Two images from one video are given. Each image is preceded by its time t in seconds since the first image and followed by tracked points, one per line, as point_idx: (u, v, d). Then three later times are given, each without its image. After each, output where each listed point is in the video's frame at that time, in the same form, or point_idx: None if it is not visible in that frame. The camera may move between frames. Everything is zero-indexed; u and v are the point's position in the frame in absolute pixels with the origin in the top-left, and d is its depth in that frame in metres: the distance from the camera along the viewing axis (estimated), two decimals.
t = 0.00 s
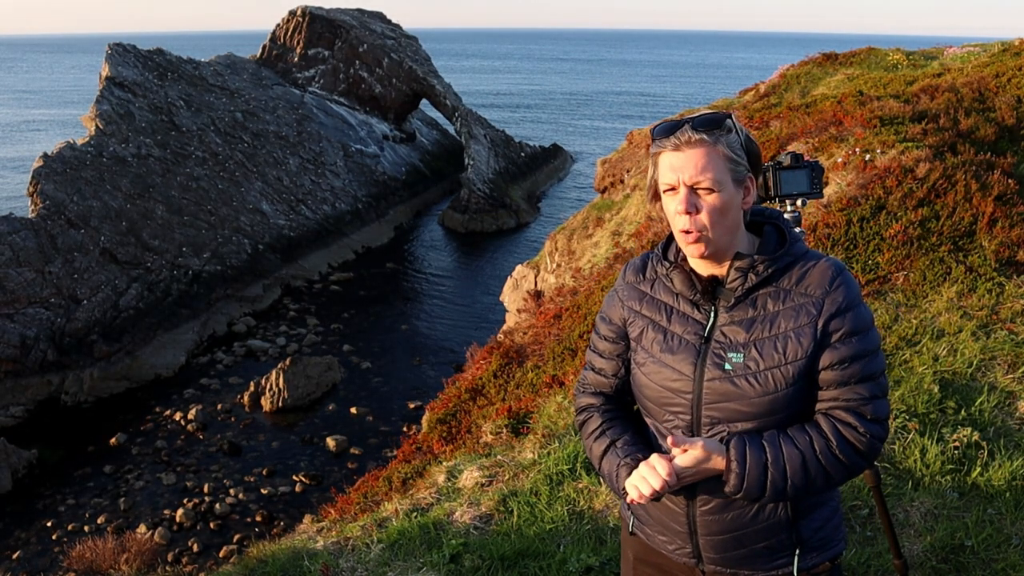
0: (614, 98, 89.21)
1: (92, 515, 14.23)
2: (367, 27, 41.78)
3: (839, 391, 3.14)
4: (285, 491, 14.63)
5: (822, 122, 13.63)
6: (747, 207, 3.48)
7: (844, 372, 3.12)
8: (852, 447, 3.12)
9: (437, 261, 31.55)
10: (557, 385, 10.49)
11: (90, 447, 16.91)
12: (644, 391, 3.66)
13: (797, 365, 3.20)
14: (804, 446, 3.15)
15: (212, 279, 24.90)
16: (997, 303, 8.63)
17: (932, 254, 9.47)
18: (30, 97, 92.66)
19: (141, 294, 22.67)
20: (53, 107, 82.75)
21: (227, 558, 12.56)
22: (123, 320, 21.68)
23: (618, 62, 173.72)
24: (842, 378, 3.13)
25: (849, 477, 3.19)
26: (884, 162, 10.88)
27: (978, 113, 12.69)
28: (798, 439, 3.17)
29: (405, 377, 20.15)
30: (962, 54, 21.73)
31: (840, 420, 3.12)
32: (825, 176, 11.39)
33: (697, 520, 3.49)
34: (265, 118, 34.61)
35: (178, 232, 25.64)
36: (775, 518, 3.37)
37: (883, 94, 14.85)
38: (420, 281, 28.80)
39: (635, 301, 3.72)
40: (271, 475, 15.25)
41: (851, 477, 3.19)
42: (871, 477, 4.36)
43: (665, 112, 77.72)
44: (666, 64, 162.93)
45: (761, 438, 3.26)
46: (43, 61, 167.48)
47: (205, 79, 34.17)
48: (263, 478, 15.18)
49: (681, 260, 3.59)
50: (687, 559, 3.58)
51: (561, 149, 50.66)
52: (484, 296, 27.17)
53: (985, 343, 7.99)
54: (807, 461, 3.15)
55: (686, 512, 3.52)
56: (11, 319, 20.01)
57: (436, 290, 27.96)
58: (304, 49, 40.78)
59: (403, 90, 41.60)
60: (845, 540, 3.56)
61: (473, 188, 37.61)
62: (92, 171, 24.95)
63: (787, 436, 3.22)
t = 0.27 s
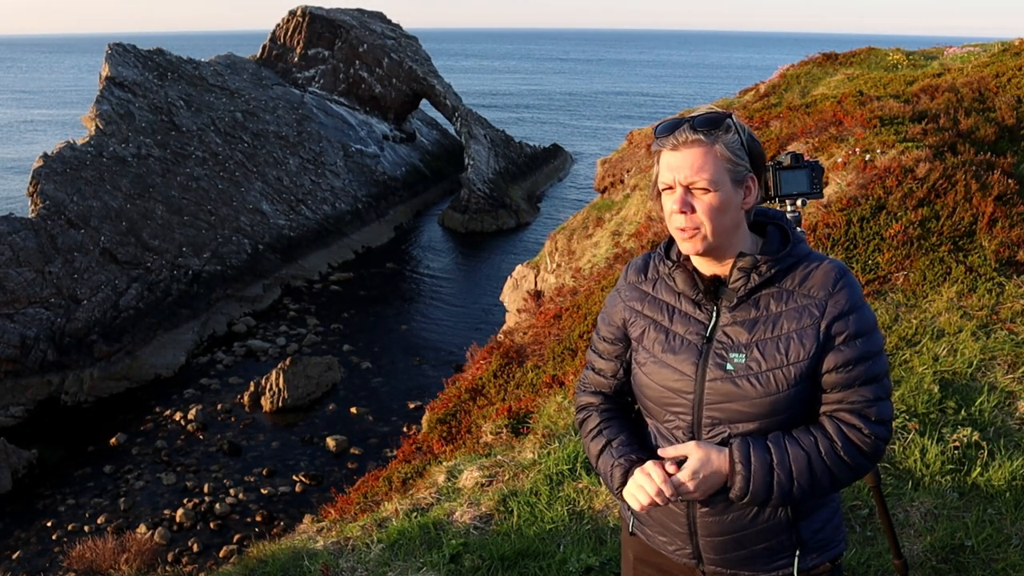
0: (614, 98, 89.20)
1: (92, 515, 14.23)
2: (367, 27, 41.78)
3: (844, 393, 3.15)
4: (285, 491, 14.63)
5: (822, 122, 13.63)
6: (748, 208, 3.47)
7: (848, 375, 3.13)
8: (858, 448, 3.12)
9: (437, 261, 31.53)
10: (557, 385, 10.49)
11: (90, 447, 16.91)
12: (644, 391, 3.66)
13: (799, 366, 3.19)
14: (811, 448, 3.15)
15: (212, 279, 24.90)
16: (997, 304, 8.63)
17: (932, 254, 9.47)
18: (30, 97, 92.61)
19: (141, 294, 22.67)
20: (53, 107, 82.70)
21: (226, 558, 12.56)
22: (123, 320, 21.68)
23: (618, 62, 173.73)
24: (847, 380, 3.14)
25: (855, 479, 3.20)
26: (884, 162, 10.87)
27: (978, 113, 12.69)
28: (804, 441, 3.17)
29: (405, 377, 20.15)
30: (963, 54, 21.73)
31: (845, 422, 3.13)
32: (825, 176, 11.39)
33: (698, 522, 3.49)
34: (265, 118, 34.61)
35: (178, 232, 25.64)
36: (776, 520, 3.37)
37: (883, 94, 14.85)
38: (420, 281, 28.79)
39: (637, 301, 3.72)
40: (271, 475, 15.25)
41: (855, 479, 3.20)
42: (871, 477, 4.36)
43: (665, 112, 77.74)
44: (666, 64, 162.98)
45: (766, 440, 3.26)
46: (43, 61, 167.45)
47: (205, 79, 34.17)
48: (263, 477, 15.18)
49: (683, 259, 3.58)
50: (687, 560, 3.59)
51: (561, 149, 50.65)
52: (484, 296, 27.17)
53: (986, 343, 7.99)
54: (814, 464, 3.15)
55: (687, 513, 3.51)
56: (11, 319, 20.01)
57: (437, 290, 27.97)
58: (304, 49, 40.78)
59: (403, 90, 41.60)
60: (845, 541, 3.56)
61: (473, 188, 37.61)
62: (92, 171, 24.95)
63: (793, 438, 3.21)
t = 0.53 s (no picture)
0: (613, 98, 89.19)
1: (92, 515, 14.23)
2: (367, 27, 41.77)
3: (849, 393, 3.15)
4: (285, 491, 14.63)
5: (821, 122, 13.63)
6: (751, 209, 3.46)
7: (853, 377, 3.13)
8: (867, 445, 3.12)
9: (438, 261, 31.52)
10: (557, 385, 10.49)
11: (90, 447, 16.91)
12: (646, 386, 3.67)
13: (801, 365, 3.19)
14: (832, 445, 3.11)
15: (212, 279, 24.90)
16: (997, 303, 8.63)
17: (932, 254, 9.47)
18: (30, 97, 92.64)
19: (141, 294, 22.67)
20: (53, 107, 82.68)
21: (226, 558, 12.56)
22: (123, 320, 21.68)
23: (617, 62, 173.70)
24: (851, 381, 3.13)
25: (864, 475, 3.20)
26: (884, 162, 10.87)
27: (978, 113, 12.68)
28: (823, 435, 3.12)
29: (405, 377, 20.15)
30: (963, 54, 21.72)
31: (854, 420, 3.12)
32: (825, 177, 11.39)
33: (700, 521, 3.49)
34: (265, 118, 34.62)
35: (178, 232, 25.64)
36: (778, 520, 3.36)
37: (883, 94, 14.84)
38: (421, 281, 28.79)
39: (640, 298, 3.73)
40: (271, 475, 15.25)
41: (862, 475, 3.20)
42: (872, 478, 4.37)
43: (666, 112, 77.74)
44: (666, 64, 163.03)
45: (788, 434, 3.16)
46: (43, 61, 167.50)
47: (205, 79, 34.17)
48: (263, 477, 15.18)
49: (687, 256, 3.59)
50: (689, 559, 3.59)
51: (561, 149, 50.64)
52: (484, 296, 27.17)
53: (986, 343, 7.98)
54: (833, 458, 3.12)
55: (689, 512, 3.51)
56: (11, 319, 20.02)
57: (437, 290, 27.97)
58: (304, 49, 40.78)
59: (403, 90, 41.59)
60: (847, 542, 3.55)
61: (473, 188, 37.60)
62: (93, 171, 24.95)
63: (814, 433, 3.15)
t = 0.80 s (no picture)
0: (613, 98, 89.32)
1: (92, 515, 14.23)
2: (367, 27, 41.77)
3: (852, 385, 3.11)
4: (285, 491, 14.62)
5: (821, 122, 13.63)
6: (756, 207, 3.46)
7: (855, 369, 3.10)
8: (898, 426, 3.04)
9: (438, 261, 31.51)
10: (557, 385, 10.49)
11: (90, 447, 16.91)
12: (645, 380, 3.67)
13: (802, 361, 3.19)
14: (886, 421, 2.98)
15: (212, 279, 24.89)
16: (997, 304, 8.63)
17: (932, 254, 9.47)
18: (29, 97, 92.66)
19: (141, 294, 22.66)
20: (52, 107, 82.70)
21: (226, 558, 12.56)
22: (123, 320, 21.67)
23: (617, 62, 173.68)
24: (852, 374, 3.11)
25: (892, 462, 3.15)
26: (884, 162, 10.88)
27: (978, 113, 12.69)
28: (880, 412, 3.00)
29: (405, 377, 20.15)
30: (962, 54, 21.72)
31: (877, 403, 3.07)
32: (825, 177, 11.40)
33: (700, 518, 3.48)
34: (265, 118, 34.62)
35: (178, 232, 25.63)
36: (778, 519, 3.35)
37: (883, 94, 14.84)
38: (421, 281, 28.79)
39: (643, 292, 3.75)
40: (271, 476, 15.25)
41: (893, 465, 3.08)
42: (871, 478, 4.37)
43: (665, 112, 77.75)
44: (666, 64, 163.16)
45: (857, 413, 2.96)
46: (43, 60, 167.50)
47: (205, 79, 34.17)
48: (263, 477, 15.17)
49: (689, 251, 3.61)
50: (689, 557, 3.60)
51: (561, 149, 50.64)
52: (484, 296, 27.17)
53: (986, 343, 7.98)
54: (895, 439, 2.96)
55: (689, 509, 3.51)
56: (11, 319, 20.02)
57: (437, 290, 27.96)
58: (304, 49, 40.78)
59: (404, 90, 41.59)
60: (847, 540, 3.55)
61: (473, 188, 37.59)
62: (92, 171, 24.95)
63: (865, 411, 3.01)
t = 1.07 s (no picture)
0: (613, 98, 89.30)
1: (92, 515, 14.23)
2: (367, 27, 41.77)
3: (852, 388, 3.13)
4: (285, 491, 14.62)
5: (821, 122, 13.63)
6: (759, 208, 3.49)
7: (854, 372, 3.12)
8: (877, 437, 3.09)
9: (438, 261, 31.51)
10: (557, 385, 10.49)
11: (90, 447, 16.91)
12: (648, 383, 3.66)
13: (805, 362, 3.19)
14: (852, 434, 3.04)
15: (212, 279, 24.89)
16: (997, 303, 8.63)
17: (932, 254, 9.47)
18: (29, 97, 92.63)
19: (142, 294, 22.66)
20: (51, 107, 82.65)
21: (227, 558, 12.55)
22: (123, 319, 21.67)
23: (617, 62, 173.79)
24: (852, 376, 3.13)
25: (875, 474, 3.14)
26: (884, 162, 10.88)
27: (977, 113, 12.69)
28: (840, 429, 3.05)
29: (405, 377, 20.15)
30: (962, 54, 21.73)
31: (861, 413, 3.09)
32: (825, 177, 11.40)
33: (700, 518, 3.49)
34: (265, 118, 34.62)
35: (178, 232, 25.64)
36: (780, 518, 3.36)
37: (883, 94, 14.84)
38: (421, 281, 28.80)
39: (643, 294, 3.73)
40: (271, 476, 15.25)
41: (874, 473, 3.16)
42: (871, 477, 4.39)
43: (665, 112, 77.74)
44: (665, 64, 163.21)
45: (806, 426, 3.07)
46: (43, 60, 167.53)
47: (205, 79, 34.17)
48: (263, 477, 15.18)
49: (691, 253, 3.59)
50: (690, 556, 3.60)
51: (561, 149, 50.64)
52: (484, 296, 27.17)
53: (986, 343, 7.98)
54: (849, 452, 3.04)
55: (690, 508, 3.51)
56: (11, 319, 20.02)
57: (437, 290, 27.96)
58: (304, 49, 40.78)
59: (404, 90, 41.59)
60: (847, 540, 3.55)
61: (473, 188, 37.59)
62: (92, 171, 24.95)
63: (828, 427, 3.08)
